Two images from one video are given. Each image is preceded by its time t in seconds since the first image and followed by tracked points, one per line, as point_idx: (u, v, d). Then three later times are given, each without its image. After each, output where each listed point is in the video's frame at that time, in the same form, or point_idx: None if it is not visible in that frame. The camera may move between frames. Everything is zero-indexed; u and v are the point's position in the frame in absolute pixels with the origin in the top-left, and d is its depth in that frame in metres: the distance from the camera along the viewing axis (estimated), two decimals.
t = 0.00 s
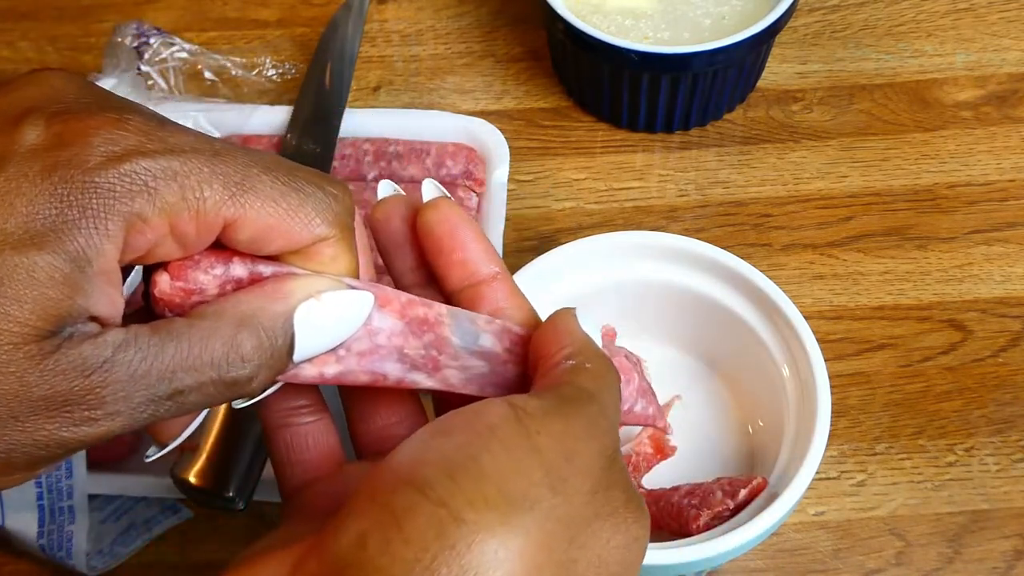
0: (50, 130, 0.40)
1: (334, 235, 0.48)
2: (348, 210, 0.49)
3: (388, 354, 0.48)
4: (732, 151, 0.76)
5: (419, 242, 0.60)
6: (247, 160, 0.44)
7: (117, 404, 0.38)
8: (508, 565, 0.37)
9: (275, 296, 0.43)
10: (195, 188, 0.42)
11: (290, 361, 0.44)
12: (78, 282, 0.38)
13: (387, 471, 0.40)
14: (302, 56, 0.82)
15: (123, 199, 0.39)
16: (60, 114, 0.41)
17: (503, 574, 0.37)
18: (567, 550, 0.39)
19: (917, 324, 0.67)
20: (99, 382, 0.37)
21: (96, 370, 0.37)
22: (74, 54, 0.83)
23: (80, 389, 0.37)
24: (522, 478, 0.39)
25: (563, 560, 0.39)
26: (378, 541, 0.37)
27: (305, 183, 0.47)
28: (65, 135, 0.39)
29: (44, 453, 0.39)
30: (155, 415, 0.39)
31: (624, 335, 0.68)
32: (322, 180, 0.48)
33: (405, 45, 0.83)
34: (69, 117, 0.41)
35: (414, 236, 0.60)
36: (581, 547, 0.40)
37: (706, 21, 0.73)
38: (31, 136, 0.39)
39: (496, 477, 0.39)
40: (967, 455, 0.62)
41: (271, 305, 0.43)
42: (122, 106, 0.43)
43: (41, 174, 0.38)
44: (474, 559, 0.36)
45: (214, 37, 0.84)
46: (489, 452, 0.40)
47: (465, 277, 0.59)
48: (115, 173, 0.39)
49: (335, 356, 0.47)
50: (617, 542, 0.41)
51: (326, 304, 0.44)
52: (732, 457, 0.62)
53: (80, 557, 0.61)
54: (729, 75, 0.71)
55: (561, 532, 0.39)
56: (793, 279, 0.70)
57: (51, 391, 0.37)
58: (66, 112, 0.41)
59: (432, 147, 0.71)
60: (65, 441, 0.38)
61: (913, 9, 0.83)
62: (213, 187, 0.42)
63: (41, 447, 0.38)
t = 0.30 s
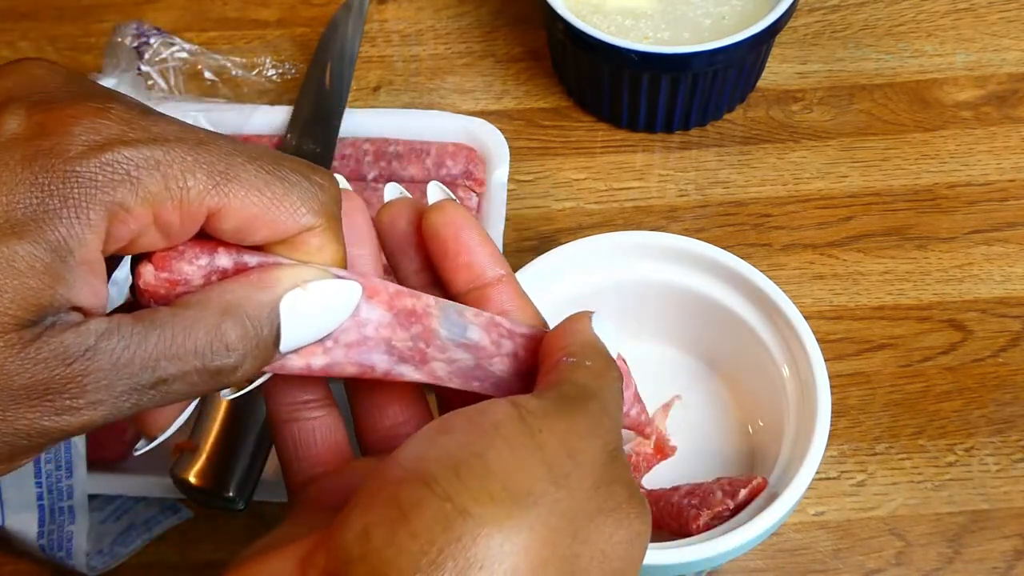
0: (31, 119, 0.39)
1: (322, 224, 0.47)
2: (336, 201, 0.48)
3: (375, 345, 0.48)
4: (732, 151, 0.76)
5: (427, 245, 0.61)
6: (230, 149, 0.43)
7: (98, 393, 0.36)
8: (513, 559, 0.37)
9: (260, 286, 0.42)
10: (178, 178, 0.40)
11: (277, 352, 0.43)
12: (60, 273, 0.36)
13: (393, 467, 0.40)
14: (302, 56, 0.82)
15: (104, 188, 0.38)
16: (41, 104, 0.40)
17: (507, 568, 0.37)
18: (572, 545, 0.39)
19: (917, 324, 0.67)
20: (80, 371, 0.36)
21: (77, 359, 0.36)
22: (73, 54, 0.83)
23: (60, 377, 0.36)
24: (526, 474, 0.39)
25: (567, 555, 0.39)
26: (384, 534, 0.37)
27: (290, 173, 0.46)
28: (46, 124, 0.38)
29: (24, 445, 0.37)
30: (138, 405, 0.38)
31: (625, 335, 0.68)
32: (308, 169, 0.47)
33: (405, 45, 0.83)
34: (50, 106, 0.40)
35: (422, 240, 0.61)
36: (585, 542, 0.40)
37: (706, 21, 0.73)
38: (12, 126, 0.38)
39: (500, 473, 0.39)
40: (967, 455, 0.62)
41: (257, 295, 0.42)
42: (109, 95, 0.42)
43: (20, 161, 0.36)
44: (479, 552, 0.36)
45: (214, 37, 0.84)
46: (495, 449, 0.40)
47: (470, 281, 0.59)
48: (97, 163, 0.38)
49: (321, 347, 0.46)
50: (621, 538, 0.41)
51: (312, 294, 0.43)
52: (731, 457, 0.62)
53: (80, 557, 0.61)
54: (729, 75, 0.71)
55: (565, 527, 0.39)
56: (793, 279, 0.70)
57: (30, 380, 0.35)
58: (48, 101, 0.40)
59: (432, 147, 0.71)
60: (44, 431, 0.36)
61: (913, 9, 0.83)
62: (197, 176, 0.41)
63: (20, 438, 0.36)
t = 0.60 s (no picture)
0: (58, 109, 0.41)
1: (340, 205, 0.50)
2: (354, 185, 0.52)
3: (391, 325, 0.51)
4: (732, 151, 0.76)
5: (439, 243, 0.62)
6: (254, 136, 0.46)
7: (132, 372, 0.39)
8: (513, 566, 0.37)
9: (281, 269, 0.45)
10: (205, 165, 0.43)
11: (301, 332, 0.46)
12: (92, 257, 0.39)
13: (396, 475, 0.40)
14: (302, 56, 0.82)
15: (135, 176, 0.40)
16: (66, 94, 0.42)
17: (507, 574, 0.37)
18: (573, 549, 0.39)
19: (917, 324, 0.67)
20: (113, 352, 0.38)
21: (109, 340, 0.38)
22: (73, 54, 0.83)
23: (95, 359, 0.38)
24: (524, 480, 0.39)
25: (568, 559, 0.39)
26: (384, 543, 0.37)
27: (310, 157, 0.49)
28: (75, 115, 0.40)
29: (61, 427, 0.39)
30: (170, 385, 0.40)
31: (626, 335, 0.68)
32: (327, 155, 0.50)
33: (405, 45, 0.83)
34: (77, 96, 0.42)
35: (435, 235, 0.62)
36: (588, 544, 0.40)
37: (706, 21, 0.73)
38: (39, 115, 0.40)
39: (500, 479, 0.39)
40: (967, 455, 0.62)
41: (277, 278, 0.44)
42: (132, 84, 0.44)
43: (53, 153, 0.39)
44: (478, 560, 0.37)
45: (214, 37, 0.84)
46: (494, 457, 0.39)
47: (484, 276, 0.59)
48: (126, 151, 0.40)
49: (342, 330, 0.49)
50: (623, 531, 0.41)
51: (335, 274, 0.46)
52: (732, 457, 0.62)
53: (80, 557, 0.61)
54: (729, 75, 0.71)
55: (567, 530, 0.39)
56: (793, 279, 0.70)
57: (67, 361, 0.38)
58: (72, 91, 0.42)
59: (431, 147, 0.72)
60: (80, 411, 0.38)
61: (913, 9, 0.83)
62: (223, 163, 0.44)
63: (58, 420, 0.38)
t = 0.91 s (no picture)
0: (116, 104, 0.45)
1: (381, 191, 0.52)
2: (392, 171, 0.53)
3: (420, 301, 0.53)
4: (732, 151, 0.76)
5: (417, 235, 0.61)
6: (297, 128, 0.49)
7: (185, 346, 0.42)
8: None
9: (324, 249, 0.48)
10: (252, 154, 0.46)
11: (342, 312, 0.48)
12: (151, 240, 0.42)
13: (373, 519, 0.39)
14: (302, 56, 0.82)
15: (189, 164, 0.44)
16: (126, 91, 0.46)
17: None
18: None
19: (917, 324, 0.67)
20: (168, 327, 0.41)
21: (165, 316, 0.41)
22: (73, 54, 0.83)
23: (152, 333, 0.41)
24: (503, 537, 0.39)
25: None
26: None
27: (352, 148, 0.51)
28: (133, 109, 0.44)
29: (119, 400, 0.42)
30: (219, 359, 0.43)
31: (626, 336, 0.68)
32: (365, 144, 0.52)
33: (405, 45, 0.83)
34: (135, 94, 0.45)
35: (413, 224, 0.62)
36: None
37: (706, 21, 0.73)
38: (100, 110, 0.44)
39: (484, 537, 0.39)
40: (967, 455, 0.62)
41: (320, 258, 0.47)
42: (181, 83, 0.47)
43: (112, 142, 0.42)
44: None
45: (214, 37, 0.84)
46: (472, 509, 0.39)
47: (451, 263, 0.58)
48: (180, 142, 0.44)
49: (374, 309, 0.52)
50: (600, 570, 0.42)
51: (372, 254, 0.49)
52: (732, 457, 0.62)
53: (80, 558, 0.61)
54: (729, 75, 0.71)
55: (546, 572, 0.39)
56: (793, 280, 0.70)
57: (127, 336, 0.41)
58: (131, 89, 0.46)
59: (431, 147, 0.71)
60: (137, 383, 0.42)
61: (913, 9, 0.83)
62: (270, 153, 0.47)
63: (118, 392, 0.42)
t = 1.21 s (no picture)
0: (163, 109, 0.42)
1: (420, 207, 0.49)
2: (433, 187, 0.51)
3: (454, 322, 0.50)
4: (732, 151, 0.76)
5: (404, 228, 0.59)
6: (340, 138, 0.46)
7: (224, 361, 0.39)
8: None
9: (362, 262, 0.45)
10: (297, 167, 0.44)
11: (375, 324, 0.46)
12: (195, 253, 0.39)
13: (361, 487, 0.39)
14: (302, 56, 0.82)
15: (233, 177, 0.41)
16: (169, 98, 0.43)
17: None
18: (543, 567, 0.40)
19: (917, 324, 0.67)
20: (206, 341, 0.38)
21: (203, 329, 0.38)
22: (73, 54, 0.83)
23: (189, 347, 0.38)
24: (494, 503, 0.39)
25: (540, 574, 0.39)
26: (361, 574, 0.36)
27: (393, 162, 0.48)
28: (178, 117, 0.41)
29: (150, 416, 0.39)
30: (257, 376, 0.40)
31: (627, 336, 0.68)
32: (404, 157, 0.50)
33: (405, 45, 0.83)
34: (179, 101, 0.43)
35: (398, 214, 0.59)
36: (554, 557, 0.40)
37: (706, 21, 0.73)
38: (148, 116, 0.41)
39: (468, 505, 0.39)
40: (967, 455, 0.62)
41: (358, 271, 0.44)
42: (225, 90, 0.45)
43: (161, 151, 0.40)
44: None
45: (214, 37, 0.84)
46: (455, 477, 0.39)
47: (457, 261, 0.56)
48: (225, 153, 0.41)
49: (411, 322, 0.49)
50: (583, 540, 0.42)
51: (409, 269, 0.47)
52: (732, 457, 0.62)
53: (80, 557, 0.61)
54: (729, 75, 0.71)
55: (536, 538, 0.39)
56: (793, 279, 0.70)
57: (162, 350, 0.37)
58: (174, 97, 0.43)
59: (431, 148, 0.72)
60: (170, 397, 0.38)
61: (913, 9, 0.83)
62: (312, 165, 0.44)
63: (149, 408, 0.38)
